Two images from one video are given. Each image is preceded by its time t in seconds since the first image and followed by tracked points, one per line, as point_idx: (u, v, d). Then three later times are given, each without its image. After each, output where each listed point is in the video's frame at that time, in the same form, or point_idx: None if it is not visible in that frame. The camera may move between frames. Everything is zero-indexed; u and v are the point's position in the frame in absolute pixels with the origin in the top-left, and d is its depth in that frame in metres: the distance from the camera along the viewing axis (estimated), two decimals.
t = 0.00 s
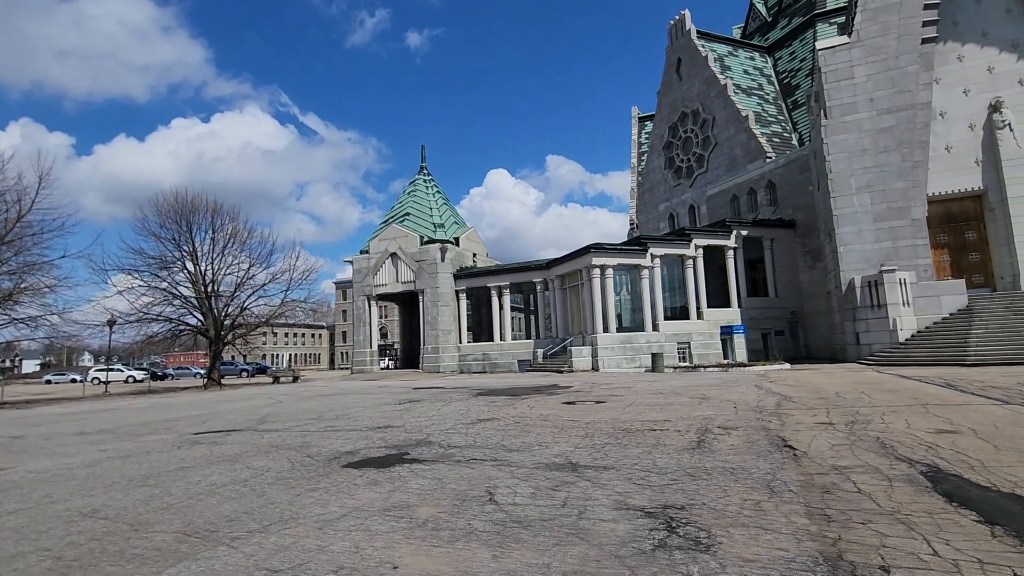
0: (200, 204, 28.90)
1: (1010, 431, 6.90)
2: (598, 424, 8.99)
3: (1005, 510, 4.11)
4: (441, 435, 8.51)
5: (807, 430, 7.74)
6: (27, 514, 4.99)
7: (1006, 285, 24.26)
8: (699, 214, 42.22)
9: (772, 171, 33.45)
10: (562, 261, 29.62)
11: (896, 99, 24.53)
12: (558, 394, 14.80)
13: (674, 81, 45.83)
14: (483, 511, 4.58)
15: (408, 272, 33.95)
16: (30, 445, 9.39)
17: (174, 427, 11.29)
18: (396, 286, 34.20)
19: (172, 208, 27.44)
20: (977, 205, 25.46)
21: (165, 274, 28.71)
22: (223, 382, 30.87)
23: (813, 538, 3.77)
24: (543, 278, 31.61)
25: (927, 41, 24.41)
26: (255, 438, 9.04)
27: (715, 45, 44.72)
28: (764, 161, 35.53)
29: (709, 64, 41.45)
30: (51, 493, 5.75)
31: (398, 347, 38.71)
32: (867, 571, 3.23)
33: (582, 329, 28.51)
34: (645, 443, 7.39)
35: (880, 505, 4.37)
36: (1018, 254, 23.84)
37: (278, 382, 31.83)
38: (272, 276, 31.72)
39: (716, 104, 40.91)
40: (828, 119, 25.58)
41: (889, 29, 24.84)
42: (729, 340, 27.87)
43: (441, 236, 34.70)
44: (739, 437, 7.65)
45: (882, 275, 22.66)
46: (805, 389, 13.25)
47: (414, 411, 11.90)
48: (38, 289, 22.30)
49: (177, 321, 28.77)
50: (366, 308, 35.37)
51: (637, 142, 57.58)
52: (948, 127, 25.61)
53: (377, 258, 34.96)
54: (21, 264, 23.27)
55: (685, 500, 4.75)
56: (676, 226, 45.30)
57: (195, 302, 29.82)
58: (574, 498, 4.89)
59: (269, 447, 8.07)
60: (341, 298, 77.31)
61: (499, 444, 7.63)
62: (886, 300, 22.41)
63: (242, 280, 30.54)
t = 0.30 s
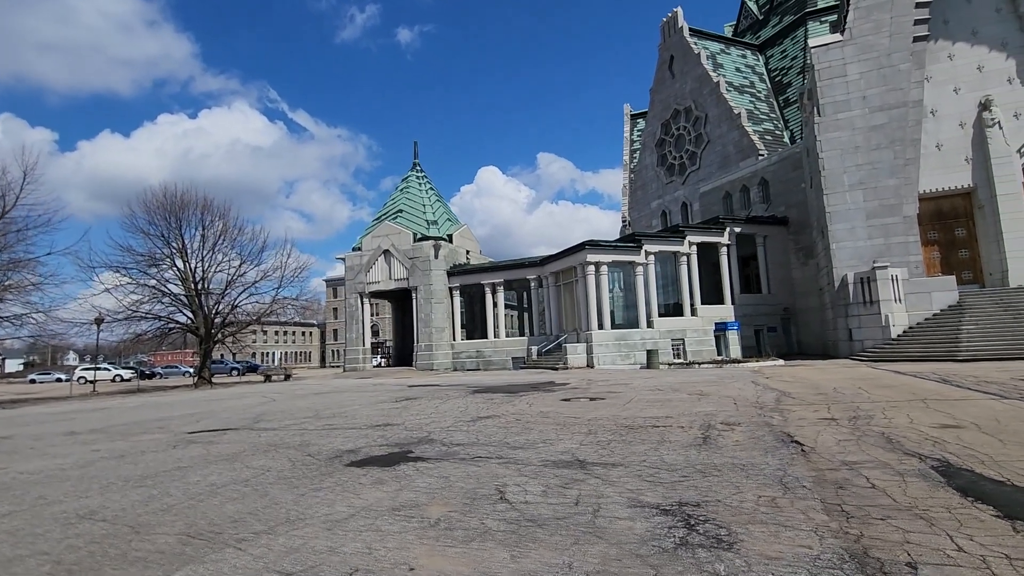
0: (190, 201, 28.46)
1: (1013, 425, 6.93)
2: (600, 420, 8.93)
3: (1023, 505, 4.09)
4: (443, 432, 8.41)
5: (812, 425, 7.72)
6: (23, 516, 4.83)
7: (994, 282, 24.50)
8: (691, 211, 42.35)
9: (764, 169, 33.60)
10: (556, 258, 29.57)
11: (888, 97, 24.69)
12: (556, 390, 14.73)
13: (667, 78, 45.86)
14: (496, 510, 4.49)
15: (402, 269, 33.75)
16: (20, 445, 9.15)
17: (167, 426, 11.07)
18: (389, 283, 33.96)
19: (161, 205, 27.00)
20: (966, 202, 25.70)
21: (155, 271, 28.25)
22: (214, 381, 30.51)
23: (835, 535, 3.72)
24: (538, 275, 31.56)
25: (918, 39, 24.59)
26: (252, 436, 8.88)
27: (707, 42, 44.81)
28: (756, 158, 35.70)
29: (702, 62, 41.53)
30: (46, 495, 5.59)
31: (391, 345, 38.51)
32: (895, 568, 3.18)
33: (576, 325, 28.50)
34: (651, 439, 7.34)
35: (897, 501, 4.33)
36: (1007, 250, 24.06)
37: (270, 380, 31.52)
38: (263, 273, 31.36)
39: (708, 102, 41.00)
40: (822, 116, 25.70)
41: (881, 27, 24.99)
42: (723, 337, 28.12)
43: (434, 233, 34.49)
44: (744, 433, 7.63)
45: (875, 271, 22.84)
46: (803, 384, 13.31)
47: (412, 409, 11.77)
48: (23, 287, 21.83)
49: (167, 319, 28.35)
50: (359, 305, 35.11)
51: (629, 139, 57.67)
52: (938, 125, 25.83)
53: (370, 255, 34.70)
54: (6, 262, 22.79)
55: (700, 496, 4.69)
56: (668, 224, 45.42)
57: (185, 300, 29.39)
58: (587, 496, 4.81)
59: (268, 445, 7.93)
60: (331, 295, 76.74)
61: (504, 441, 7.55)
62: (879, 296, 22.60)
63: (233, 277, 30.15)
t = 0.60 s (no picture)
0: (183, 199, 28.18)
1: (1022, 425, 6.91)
2: (606, 421, 8.86)
3: None
4: (447, 433, 8.31)
5: (820, 425, 7.69)
6: (21, 522, 4.68)
7: (989, 280, 24.66)
8: (687, 210, 42.38)
9: (761, 168, 33.65)
10: (553, 257, 29.50)
11: (884, 97, 24.76)
12: (556, 390, 14.64)
13: (663, 78, 45.82)
14: (510, 513, 4.40)
15: (398, 268, 33.56)
16: (14, 448, 8.96)
17: (165, 428, 10.90)
18: (385, 282, 33.77)
19: (154, 203, 26.70)
20: (961, 201, 25.82)
21: (148, 270, 27.94)
22: (209, 381, 30.25)
23: (860, 537, 3.65)
24: (535, 274, 31.47)
25: (915, 39, 24.68)
26: (253, 438, 8.74)
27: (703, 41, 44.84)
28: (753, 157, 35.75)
29: (698, 61, 41.54)
30: (44, 499, 5.44)
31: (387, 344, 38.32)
32: (926, 572, 3.11)
33: (574, 325, 28.44)
34: (659, 439, 7.27)
35: (917, 502, 4.28)
36: (1002, 249, 24.25)
37: (265, 380, 31.26)
38: (258, 272, 31.10)
39: (704, 101, 41.02)
40: (819, 116, 25.74)
41: (878, 27, 25.06)
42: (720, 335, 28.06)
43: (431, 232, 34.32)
44: (752, 433, 7.57)
45: (871, 270, 22.92)
46: (804, 383, 13.31)
47: (413, 409, 11.65)
48: (14, 286, 21.49)
49: (160, 319, 28.06)
50: (355, 304, 34.89)
51: (625, 138, 57.68)
52: (933, 125, 25.96)
53: (366, 254, 34.49)
54: None
55: (716, 498, 4.61)
56: (665, 223, 45.43)
57: (179, 299, 29.10)
58: (601, 498, 4.72)
59: (270, 447, 7.79)
60: (326, 295, 76.29)
61: (510, 442, 7.46)
62: (876, 295, 22.68)
63: (227, 276, 29.89)
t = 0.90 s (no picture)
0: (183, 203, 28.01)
1: None
2: (615, 423, 8.73)
3: None
4: (455, 437, 8.18)
5: (835, 427, 7.58)
6: (21, 532, 4.53)
7: (991, 281, 24.63)
8: (687, 212, 42.34)
9: (761, 170, 33.63)
10: (555, 259, 29.39)
11: (885, 98, 24.75)
12: (561, 393, 14.51)
13: (661, 80, 45.85)
14: (527, 520, 4.27)
15: (398, 271, 33.43)
16: (13, 455, 8.79)
17: (165, 433, 10.73)
18: (385, 286, 33.64)
19: (153, 207, 26.54)
20: (962, 201, 25.79)
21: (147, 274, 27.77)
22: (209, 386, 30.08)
23: (893, 544, 3.52)
24: (536, 276, 31.37)
25: (915, 40, 24.69)
26: (256, 443, 8.59)
27: (701, 44, 44.90)
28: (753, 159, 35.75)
29: (697, 63, 41.56)
30: (44, 508, 5.29)
31: (387, 348, 38.15)
32: None
33: (575, 327, 28.32)
34: (671, 442, 7.15)
35: (947, 506, 4.15)
36: (1003, 250, 24.23)
37: (265, 385, 31.05)
38: (258, 276, 30.92)
39: (703, 103, 41.02)
40: (819, 116, 25.72)
41: (878, 28, 25.08)
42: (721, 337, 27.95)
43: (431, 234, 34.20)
44: (765, 435, 7.45)
45: (874, 271, 22.87)
46: (811, 384, 13.21)
47: (418, 413, 11.50)
48: (12, 290, 21.29)
49: (159, 323, 27.88)
50: (355, 308, 34.73)
51: (623, 140, 57.70)
52: (934, 125, 25.96)
53: (366, 258, 34.35)
54: None
55: (739, 504, 4.49)
56: (665, 225, 45.40)
57: (178, 303, 28.93)
58: (619, 504, 4.60)
59: (274, 452, 7.65)
60: (325, 298, 76.06)
61: (520, 446, 7.33)
62: (878, 296, 22.62)
63: (227, 280, 29.72)
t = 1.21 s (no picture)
0: (182, 205, 27.82)
1: None
2: (625, 426, 8.59)
3: None
4: (462, 441, 8.03)
5: (850, 429, 7.43)
6: (21, 545, 4.37)
7: (995, 280, 24.52)
8: (688, 212, 42.22)
9: (763, 169, 33.52)
10: (556, 260, 29.24)
11: (888, 96, 24.65)
12: (566, 395, 14.35)
13: (661, 80, 45.76)
14: (546, 530, 4.13)
15: (399, 273, 33.27)
16: (12, 461, 8.64)
17: (167, 438, 10.57)
18: (386, 287, 33.47)
19: (153, 209, 26.35)
20: (965, 200, 25.69)
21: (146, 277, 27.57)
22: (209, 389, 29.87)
23: (931, 554, 3.39)
24: (537, 277, 31.22)
25: (918, 38, 24.59)
26: (260, 448, 8.44)
27: (701, 43, 44.83)
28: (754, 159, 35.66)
29: (697, 62, 41.47)
30: (45, 518, 5.14)
31: (388, 349, 37.96)
32: None
33: (578, 328, 28.17)
34: (684, 446, 7.00)
35: (981, 513, 4.01)
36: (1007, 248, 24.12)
37: (266, 387, 30.83)
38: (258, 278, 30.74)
39: (704, 102, 40.93)
40: (822, 115, 25.62)
41: (880, 26, 24.99)
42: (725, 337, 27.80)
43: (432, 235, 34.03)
44: (779, 438, 7.31)
45: (878, 270, 22.75)
46: (819, 385, 13.08)
47: (422, 416, 11.35)
48: (10, 294, 21.10)
49: (159, 326, 27.68)
50: (355, 309, 34.56)
51: (623, 140, 57.62)
52: (937, 124, 25.85)
53: (366, 259, 34.18)
54: None
55: (763, 511, 4.35)
56: (665, 225, 45.28)
57: (178, 306, 28.74)
58: (640, 512, 4.46)
59: (279, 458, 7.49)
60: (324, 300, 75.91)
61: (530, 450, 7.18)
62: (883, 295, 22.50)
63: (227, 282, 29.52)
